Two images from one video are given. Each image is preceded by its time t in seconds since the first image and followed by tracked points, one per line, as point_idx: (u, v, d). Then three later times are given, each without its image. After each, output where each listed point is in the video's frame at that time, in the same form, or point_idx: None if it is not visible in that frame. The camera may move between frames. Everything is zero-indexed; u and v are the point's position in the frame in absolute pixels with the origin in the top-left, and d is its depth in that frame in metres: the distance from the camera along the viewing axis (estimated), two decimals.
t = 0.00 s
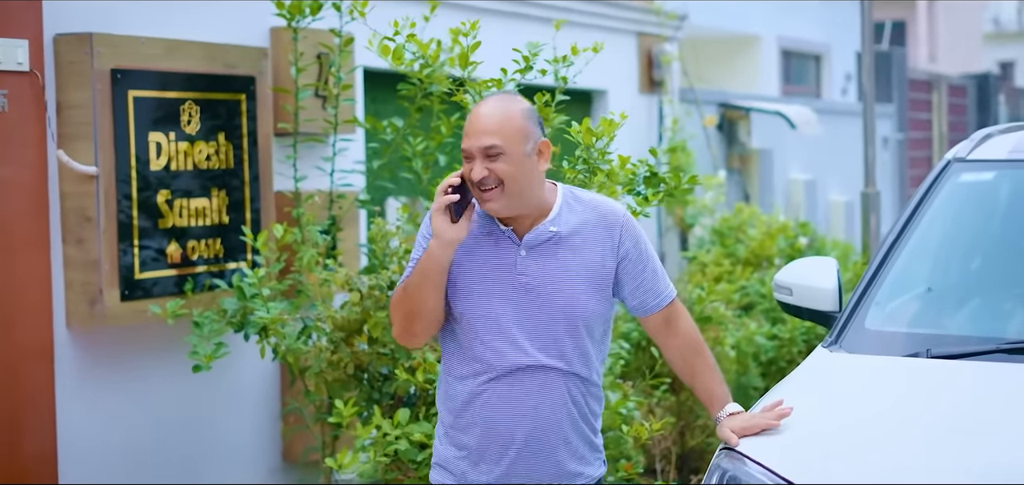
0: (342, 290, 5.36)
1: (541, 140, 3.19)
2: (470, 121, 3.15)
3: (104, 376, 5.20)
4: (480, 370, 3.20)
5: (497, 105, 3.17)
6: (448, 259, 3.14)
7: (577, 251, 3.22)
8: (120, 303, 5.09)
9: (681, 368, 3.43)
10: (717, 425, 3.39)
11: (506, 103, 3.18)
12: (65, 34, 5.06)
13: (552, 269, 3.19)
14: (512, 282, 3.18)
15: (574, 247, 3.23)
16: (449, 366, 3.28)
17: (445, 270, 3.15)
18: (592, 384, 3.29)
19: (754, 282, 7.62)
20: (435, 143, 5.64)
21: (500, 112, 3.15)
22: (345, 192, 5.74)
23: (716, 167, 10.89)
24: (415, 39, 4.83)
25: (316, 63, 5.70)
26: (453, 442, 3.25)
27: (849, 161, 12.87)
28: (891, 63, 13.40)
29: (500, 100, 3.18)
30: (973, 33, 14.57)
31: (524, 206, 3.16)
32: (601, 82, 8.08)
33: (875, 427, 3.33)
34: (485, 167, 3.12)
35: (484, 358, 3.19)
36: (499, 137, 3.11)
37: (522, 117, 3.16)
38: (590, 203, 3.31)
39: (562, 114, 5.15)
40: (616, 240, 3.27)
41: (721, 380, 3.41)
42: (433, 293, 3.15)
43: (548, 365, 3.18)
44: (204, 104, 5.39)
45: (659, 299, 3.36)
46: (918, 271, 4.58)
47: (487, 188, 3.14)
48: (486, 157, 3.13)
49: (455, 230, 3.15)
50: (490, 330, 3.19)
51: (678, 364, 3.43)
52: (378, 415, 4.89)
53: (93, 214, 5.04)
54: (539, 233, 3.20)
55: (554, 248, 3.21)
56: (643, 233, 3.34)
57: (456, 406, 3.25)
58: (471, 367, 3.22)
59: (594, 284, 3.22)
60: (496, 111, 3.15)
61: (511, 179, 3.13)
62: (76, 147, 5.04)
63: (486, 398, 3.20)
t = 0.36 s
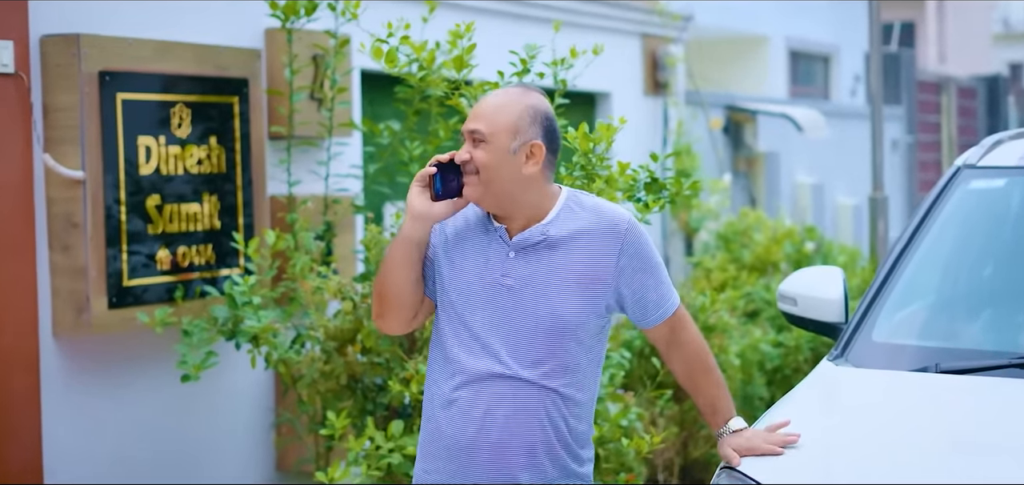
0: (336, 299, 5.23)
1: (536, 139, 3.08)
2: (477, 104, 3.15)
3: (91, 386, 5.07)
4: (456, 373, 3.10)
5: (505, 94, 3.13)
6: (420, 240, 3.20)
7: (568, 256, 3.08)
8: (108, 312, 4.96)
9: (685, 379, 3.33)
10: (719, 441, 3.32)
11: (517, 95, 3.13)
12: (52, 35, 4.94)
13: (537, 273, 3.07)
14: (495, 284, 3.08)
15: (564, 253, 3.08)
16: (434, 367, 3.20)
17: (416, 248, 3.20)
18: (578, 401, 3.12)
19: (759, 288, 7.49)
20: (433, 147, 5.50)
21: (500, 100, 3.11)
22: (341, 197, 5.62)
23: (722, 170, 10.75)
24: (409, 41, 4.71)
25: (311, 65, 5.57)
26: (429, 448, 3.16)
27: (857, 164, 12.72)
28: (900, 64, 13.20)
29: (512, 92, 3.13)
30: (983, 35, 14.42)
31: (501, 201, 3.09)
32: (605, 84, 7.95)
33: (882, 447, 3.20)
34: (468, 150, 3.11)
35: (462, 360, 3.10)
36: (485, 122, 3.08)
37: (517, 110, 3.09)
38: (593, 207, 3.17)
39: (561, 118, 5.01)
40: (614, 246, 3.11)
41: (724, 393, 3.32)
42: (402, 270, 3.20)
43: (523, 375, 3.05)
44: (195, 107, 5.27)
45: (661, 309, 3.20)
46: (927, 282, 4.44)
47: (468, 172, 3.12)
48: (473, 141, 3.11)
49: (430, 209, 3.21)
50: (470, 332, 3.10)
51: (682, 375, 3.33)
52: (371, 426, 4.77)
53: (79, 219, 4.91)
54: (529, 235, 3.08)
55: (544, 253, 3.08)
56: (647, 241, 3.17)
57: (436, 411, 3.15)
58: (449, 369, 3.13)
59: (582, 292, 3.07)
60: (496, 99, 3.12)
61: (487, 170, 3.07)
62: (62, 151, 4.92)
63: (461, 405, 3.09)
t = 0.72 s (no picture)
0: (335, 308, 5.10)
1: (537, 143, 2.90)
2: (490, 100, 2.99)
3: (85, 398, 4.96)
4: (457, 390, 2.94)
5: (518, 94, 2.96)
6: (432, 249, 3.13)
7: (562, 257, 2.87)
8: (102, 323, 4.84)
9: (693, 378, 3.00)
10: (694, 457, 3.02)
11: (532, 96, 2.95)
12: (44, 40, 4.83)
13: (530, 278, 2.88)
14: (491, 291, 2.92)
15: (557, 256, 2.88)
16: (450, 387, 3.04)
17: (427, 254, 3.13)
18: (586, 415, 2.87)
19: (768, 294, 7.36)
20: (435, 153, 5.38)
21: (511, 99, 2.95)
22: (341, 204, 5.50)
23: (730, 174, 10.63)
24: (409, 46, 4.59)
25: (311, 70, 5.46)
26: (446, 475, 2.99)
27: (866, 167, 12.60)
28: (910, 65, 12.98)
29: (528, 92, 2.96)
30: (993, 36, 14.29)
31: (496, 201, 2.94)
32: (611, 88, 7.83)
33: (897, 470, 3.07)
34: (471, 145, 2.97)
35: (462, 375, 2.94)
36: (487, 119, 2.93)
37: (523, 112, 2.92)
38: (601, 207, 2.95)
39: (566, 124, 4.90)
40: (613, 247, 2.87)
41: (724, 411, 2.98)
42: (414, 279, 3.13)
43: (513, 386, 2.85)
44: (192, 112, 5.16)
45: (679, 304, 2.92)
46: (942, 292, 4.32)
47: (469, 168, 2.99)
48: (476, 138, 2.96)
49: (434, 213, 3.16)
50: (469, 344, 2.94)
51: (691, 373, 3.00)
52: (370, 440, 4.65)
53: (71, 228, 4.80)
54: (522, 239, 2.90)
55: (538, 256, 2.89)
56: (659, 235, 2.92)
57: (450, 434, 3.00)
58: (453, 386, 2.97)
59: (574, 296, 2.85)
60: (507, 98, 2.95)
61: (483, 169, 2.93)
62: (54, 159, 4.81)
63: (459, 422, 2.92)
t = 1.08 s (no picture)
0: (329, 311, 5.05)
1: (601, 141, 2.63)
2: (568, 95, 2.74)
3: (73, 404, 4.86)
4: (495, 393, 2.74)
5: (593, 91, 2.69)
6: (501, 249, 2.95)
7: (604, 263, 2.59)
8: (91, 328, 4.74)
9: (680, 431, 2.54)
10: None
11: (608, 94, 2.68)
12: (31, 40, 4.73)
13: (570, 281, 2.62)
14: (536, 292, 2.69)
15: (599, 263, 2.60)
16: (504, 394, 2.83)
17: (497, 254, 2.95)
18: (604, 435, 2.58)
19: (771, 297, 7.25)
20: (432, 155, 5.28)
21: (586, 96, 2.68)
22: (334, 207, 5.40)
23: (732, 174, 10.53)
24: (403, 46, 4.50)
25: (304, 70, 5.35)
26: None
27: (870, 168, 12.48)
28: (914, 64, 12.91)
29: (604, 88, 2.69)
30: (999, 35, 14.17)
31: (558, 201, 2.71)
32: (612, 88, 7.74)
33: None
34: (539, 142, 2.73)
35: (500, 378, 2.73)
36: (554, 113, 2.68)
37: (591, 109, 2.65)
38: (666, 221, 2.62)
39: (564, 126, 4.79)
40: (659, 260, 2.53)
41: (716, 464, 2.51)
42: (481, 282, 2.94)
43: (532, 393, 2.61)
44: (182, 114, 5.06)
45: (703, 347, 2.50)
46: (948, 295, 4.22)
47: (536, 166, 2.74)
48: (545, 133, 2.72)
49: (506, 213, 2.96)
50: (509, 347, 2.72)
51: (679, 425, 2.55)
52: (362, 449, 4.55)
53: (59, 233, 4.69)
54: (573, 243, 2.66)
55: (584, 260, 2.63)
56: (707, 262, 2.54)
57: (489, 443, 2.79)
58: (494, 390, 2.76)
59: (604, 308, 2.55)
60: (581, 94, 2.69)
61: (544, 165, 2.69)
62: (41, 162, 4.71)
63: (486, 433, 2.70)
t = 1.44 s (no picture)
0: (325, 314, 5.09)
1: (628, 137, 2.53)
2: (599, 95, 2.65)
3: (52, 414, 4.76)
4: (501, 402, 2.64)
5: (626, 90, 2.59)
6: (517, 252, 2.86)
7: (610, 267, 2.49)
8: (69, 336, 4.65)
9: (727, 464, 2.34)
10: None
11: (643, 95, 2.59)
12: (6, 41, 4.62)
13: (575, 286, 2.52)
14: (543, 297, 2.60)
15: (605, 267, 2.50)
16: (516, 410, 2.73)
17: (512, 257, 2.85)
18: (598, 447, 2.45)
19: (767, 302, 7.16)
20: (418, 160, 5.19)
21: (618, 93, 2.59)
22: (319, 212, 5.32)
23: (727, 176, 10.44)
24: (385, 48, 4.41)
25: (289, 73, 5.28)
26: None
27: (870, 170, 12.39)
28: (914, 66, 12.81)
29: (637, 89, 2.60)
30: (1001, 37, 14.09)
31: (577, 197, 2.60)
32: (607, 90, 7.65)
33: None
34: (564, 134, 2.62)
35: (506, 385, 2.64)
36: (585, 107, 2.59)
37: (622, 105, 2.55)
38: (680, 231, 2.49)
39: (552, 130, 4.71)
40: (660, 264, 2.42)
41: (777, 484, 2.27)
42: (493, 283, 2.85)
43: (529, 398, 2.51)
44: (163, 118, 4.97)
45: (703, 358, 2.33)
46: (941, 303, 4.13)
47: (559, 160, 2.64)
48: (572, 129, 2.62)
49: (524, 217, 2.87)
50: (515, 353, 2.62)
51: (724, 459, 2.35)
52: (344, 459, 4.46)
53: (36, 238, 4.59)
54: (581, 245, 2.57)
55: (592, 265, 2.53)
56: (715, 271, 2.38)
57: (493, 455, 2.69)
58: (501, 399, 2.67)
59: (601, 313, 2.44)
60: (614, 91, 2.60)
61: (567, 157, 2.59)
62: (21, 166, 4.59)
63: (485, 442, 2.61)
